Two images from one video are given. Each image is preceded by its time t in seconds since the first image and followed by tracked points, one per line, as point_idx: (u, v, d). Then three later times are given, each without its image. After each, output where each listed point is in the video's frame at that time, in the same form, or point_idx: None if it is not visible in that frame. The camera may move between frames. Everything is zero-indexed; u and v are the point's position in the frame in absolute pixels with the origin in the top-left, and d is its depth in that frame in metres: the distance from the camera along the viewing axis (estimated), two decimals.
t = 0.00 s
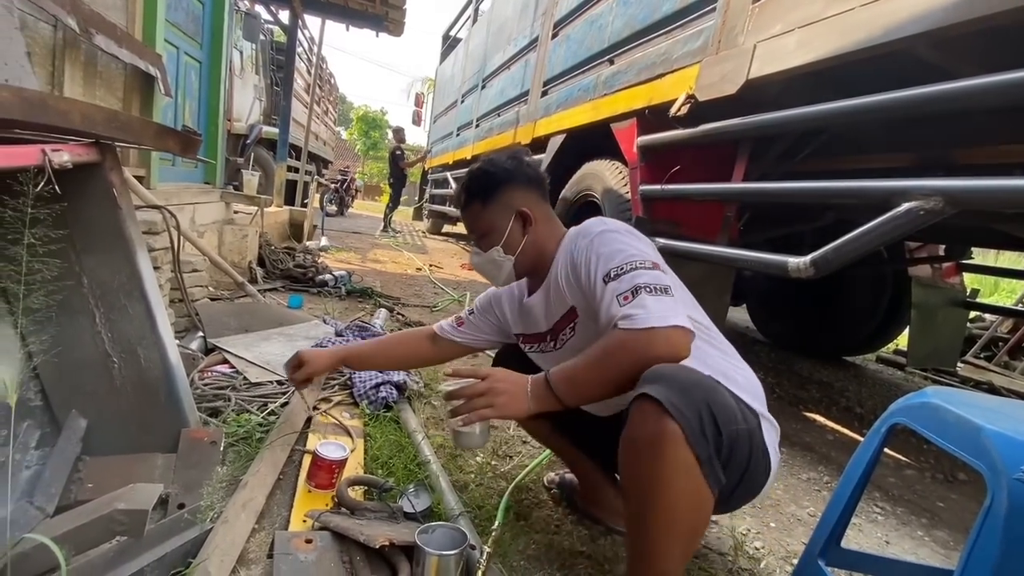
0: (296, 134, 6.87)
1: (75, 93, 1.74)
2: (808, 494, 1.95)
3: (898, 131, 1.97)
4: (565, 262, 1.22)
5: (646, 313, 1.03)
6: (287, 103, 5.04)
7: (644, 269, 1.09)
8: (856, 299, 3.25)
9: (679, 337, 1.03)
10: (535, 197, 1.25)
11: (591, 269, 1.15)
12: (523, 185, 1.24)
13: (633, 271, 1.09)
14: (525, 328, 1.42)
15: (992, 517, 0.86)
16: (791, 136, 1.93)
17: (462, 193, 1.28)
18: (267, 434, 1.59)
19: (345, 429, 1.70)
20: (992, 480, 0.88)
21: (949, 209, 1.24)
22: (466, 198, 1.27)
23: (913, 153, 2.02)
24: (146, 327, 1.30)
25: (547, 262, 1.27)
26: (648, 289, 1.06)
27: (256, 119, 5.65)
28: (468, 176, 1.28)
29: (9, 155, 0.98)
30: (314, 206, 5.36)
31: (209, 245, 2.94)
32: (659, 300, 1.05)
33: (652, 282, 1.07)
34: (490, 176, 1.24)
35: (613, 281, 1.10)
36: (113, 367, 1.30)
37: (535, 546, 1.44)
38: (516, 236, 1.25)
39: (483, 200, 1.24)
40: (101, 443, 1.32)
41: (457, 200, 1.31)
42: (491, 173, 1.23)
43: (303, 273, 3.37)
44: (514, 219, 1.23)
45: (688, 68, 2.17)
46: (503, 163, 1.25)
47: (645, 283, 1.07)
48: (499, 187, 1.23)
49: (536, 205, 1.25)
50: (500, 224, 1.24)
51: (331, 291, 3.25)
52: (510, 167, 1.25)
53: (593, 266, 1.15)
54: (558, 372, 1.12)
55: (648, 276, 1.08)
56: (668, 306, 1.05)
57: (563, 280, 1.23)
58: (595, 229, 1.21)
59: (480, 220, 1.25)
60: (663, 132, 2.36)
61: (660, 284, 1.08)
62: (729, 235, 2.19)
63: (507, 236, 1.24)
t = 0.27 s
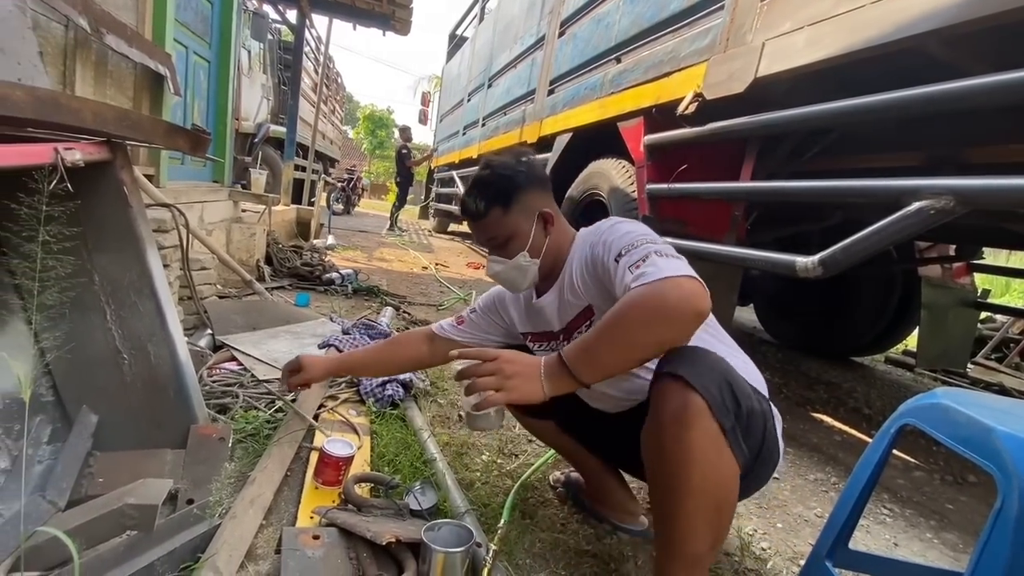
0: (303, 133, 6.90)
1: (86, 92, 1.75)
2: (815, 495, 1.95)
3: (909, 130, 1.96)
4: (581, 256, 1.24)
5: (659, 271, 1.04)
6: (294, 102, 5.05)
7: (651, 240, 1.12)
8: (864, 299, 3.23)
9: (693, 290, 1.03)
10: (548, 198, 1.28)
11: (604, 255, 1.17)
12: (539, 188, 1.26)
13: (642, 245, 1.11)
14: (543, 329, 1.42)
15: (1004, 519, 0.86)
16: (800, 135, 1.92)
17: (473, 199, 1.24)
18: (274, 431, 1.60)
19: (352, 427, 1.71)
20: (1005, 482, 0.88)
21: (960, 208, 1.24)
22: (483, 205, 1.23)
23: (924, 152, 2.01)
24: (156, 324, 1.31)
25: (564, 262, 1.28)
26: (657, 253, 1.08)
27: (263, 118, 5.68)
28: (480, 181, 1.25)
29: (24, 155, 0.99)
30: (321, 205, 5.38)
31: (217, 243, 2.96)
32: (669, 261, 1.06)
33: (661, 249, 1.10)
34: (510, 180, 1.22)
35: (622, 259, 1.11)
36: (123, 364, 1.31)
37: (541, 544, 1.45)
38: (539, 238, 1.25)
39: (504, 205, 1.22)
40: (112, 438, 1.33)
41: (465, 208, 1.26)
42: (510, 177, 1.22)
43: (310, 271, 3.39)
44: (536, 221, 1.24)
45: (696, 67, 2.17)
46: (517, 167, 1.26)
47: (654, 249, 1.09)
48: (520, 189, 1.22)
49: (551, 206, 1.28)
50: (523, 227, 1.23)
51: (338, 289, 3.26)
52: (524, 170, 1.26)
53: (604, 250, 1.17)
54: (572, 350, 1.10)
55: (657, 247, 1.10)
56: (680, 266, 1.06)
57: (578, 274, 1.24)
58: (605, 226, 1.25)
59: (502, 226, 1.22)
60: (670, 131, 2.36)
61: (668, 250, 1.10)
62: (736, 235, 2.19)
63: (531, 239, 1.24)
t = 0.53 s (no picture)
0: (311, 131, 6.94)
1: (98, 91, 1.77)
2: (823, 495, 1.95)
3: (920, 127, 1.95)
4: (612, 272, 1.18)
5: (682, 319, 0.97)
6: (302, 100, 5.08)
7: (688, 283, 1.04)
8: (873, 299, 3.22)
9: (714, 358, 0.95)
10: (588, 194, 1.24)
11: (631, 278, 1.11)
12: (577, 185, 1.21)
13: (674, 285, 1.03)
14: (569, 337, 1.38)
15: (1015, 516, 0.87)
16: (810, 132, 1.92)
17: (505, 197, 1.19)
18: (284, 427, 1.61)
19: (360, 423, 1.73)
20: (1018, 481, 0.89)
21: (972, 206, 1.23)
22: (520, 201, 1.17)
23: (936, 150, 2.01)
24: (168, 320, 1.33)
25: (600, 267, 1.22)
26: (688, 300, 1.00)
27: (271, 116, 5.70)
28: (513, 176, 1.21)
29: (42, 152, 1.01)
30: (329, 203, 5.40)
31: (227, 241, 2.98)
32: (700, 310, 0.99)
33: (695, 296, 1.01)
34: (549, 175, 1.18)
35: (647, 293, 1.05)
36: (136, 359, 1.33)
37: (548, 541, 1.46)
38: (577, 238, 1.21)
39: (542, 202, 1.17)
40: (125, 433, 1.35)
41: (495, 204, 1.22)
42: (549, 170, 1.18)
43: (318, 269, 3.41)
44: (575, 217, 1.20)
45: (704, 64, 2.17)
46: (553, 160, 1.22)
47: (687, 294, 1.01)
48: (557, 184, 1.18)
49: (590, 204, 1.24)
50: (564, 226, 1.18)
51: (345, 287, 3.28)
52: (561, 163, 1.22)
53: (634, 280, 1.10)
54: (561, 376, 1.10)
55: (690, 290, 1.02)
56: (710, 317, 0.98)
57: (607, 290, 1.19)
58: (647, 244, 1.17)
59: (541, 225, 1.18)
60: (679, 129, 2.36)
61: (703, 299, 1.02)
62: (745, 233, 2.19)
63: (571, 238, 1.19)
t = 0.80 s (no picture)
0: (319, 129, 6.99)
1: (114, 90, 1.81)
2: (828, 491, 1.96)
3: (928, 125, 1.96)
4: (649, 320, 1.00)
5: (665, 465, 0.79)
6: (311, 99, 5.12)
7: (702, 404, 0.82)
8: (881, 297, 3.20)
9: (679, 533, 0.81)
10: (630, 208, 1.05)
11: (651, 349, 0.92)
12: (616, 200, 1.03)
13: (683, 404, 0.81)
14: (600, 360, 1.25)
15: (1013, 509, 0.89)
16: (817, 129, 1.93)
17: (528, 216, 1.04)
18: (296, 420, 1.65)
19: (370, 417, 1.76)
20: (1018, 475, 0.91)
21: (979, 204, 1.24)
22: (546, 220, 1.02)
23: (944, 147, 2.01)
24: (184, 314, 1.36)
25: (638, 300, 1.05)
26: (687, 434, 0.80)
27: (280, 114, 5.75)
28: (537, 190, 1.05)
29: (66, 151, 1.04)
30: (337, 201, 5.45)
31: (238, 238, 3.03)
32: (695, 453, 0.80)
33: (701, 428, 0.80)
34: (581, 190, 1.01)
35: (654, 397, 0.85)
36: (153, 353, 1.37)
37: (554, 533, 1.48)
38: (613, 262, 1.04)
39: (571, 224, 1.00)
40: (142, 424, 1.39)
41: (519, 221, 1.07)
42: (581, 186, 1.01)
43: (327, 266, 3.45)
44: (611, 240, 1.02)
45: (712, 61, 2.18)
46: (585, 168, 1.04)
47: (690, 424, 0.80)
48: (590, 201, 1.01)
49: (633, 220, 1.05)
50: (596, 250, 1.02)
51: (355, 283, 3.32)
52: (597, 172, 1.04)
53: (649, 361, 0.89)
54: (533, 432, 0.99)
55: (699, 421, 0.80)
56: (702, 467, 0.79)
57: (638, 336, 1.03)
58: (692, 301, 0.93)
59: (568, 248, 1.02)
60: (686, 126, 2.37)
61: (711, 433, 0.80)
62: (751, 230, 2.20)
63: (605, 262, 1.03)
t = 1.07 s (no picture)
0: (325, 126, 7.01)
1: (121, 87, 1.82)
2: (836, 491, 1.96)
3: (939, 122, 1.94)
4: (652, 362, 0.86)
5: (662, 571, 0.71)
6: (317, 95, 5.13)
7: (705, 495, 0.72)
8: (891, 295, 3.18)
9: None
10: (636, 241, 0.89)
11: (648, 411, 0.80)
12: (617, 229, 0.87)
13: (685, 500, 0.72)
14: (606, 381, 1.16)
15: None
16: (827, 125, 1.92)
17: (514, 258, 0.91)
18: (302, 416, 1.66)
19: (375, 413, 1.76)
20: None
21: (992, 201, 1.23)
22: (535, 265, 0.87)
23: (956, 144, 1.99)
24: (191, 310, 1.37)
25: (644, 341, 0.93)
26: (686, 537, 0.72)
27: (287, 111, 5.77)
28: (522, 226, 0.89)
29: (73, 148, 1.04)
30: (343, 197, 5.47)
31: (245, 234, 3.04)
32: (697, 556, 0.71)
33: (704, 528, 0.71)
34: (571, 227, 0.85)
35: (651, 484, 0.75)
36: (161, 349, 1.38)
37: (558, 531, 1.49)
38: (618, 300, 0.90)
39: (563, 267, 0.86)
40: (150, 418, 1.40)
41: (504, 260, 0.94)
42: (571, 226, 0.84)
43: (333, 262, 3.46)
44: (611, 282, 0.88)
45: (720, 56, 2.17)
46: (580, 200, 0.86)
47: (692, 525, 0.71)
48: (583, 245, 0.85)
49: (638, 247, 0.89)
50: (595, 291, 0.88)
51: (361, 280, 3.33)
52: (596, 204, 0.86)
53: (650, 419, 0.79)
54: (530, 504, 0.90)
55: (701, 522, 0.71)
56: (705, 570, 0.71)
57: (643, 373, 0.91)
58: (699, 356, 0.79)
59: (563, 293, 0.89)
60: (693, 122, 2.36)
61: (714, 533, 0.72)
62: (759, 227, 2.19)
63: (607, 302, 0.89)
